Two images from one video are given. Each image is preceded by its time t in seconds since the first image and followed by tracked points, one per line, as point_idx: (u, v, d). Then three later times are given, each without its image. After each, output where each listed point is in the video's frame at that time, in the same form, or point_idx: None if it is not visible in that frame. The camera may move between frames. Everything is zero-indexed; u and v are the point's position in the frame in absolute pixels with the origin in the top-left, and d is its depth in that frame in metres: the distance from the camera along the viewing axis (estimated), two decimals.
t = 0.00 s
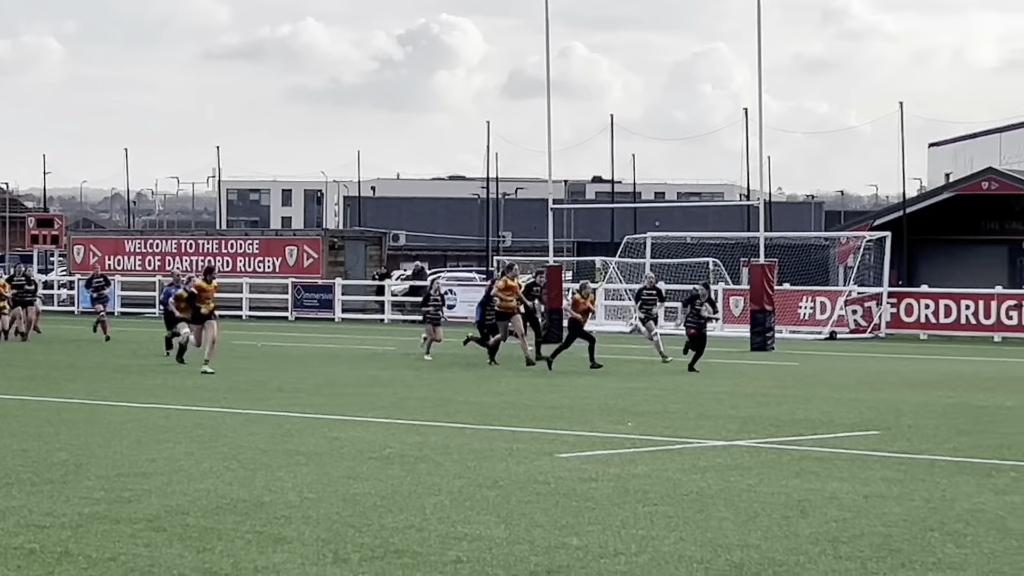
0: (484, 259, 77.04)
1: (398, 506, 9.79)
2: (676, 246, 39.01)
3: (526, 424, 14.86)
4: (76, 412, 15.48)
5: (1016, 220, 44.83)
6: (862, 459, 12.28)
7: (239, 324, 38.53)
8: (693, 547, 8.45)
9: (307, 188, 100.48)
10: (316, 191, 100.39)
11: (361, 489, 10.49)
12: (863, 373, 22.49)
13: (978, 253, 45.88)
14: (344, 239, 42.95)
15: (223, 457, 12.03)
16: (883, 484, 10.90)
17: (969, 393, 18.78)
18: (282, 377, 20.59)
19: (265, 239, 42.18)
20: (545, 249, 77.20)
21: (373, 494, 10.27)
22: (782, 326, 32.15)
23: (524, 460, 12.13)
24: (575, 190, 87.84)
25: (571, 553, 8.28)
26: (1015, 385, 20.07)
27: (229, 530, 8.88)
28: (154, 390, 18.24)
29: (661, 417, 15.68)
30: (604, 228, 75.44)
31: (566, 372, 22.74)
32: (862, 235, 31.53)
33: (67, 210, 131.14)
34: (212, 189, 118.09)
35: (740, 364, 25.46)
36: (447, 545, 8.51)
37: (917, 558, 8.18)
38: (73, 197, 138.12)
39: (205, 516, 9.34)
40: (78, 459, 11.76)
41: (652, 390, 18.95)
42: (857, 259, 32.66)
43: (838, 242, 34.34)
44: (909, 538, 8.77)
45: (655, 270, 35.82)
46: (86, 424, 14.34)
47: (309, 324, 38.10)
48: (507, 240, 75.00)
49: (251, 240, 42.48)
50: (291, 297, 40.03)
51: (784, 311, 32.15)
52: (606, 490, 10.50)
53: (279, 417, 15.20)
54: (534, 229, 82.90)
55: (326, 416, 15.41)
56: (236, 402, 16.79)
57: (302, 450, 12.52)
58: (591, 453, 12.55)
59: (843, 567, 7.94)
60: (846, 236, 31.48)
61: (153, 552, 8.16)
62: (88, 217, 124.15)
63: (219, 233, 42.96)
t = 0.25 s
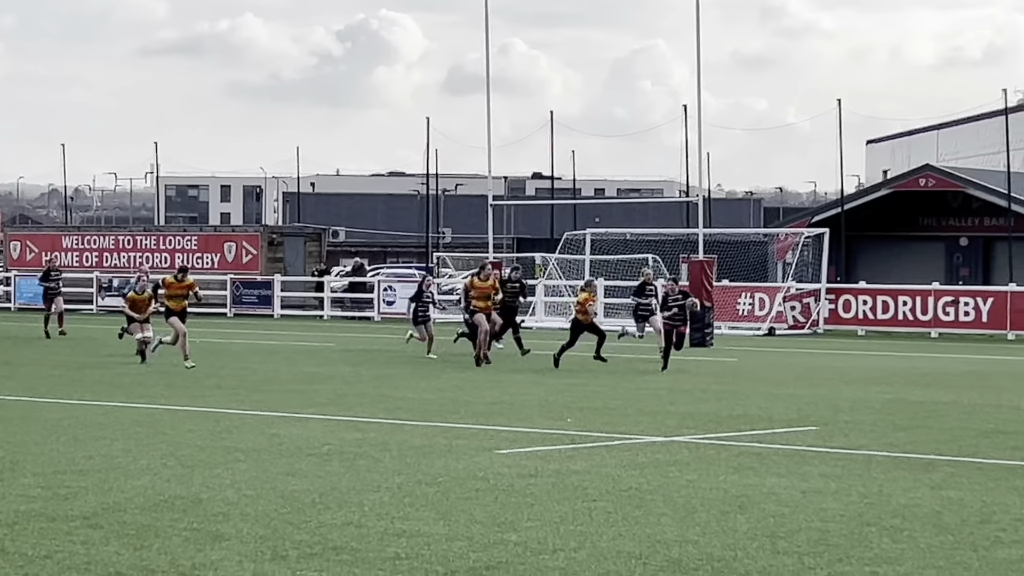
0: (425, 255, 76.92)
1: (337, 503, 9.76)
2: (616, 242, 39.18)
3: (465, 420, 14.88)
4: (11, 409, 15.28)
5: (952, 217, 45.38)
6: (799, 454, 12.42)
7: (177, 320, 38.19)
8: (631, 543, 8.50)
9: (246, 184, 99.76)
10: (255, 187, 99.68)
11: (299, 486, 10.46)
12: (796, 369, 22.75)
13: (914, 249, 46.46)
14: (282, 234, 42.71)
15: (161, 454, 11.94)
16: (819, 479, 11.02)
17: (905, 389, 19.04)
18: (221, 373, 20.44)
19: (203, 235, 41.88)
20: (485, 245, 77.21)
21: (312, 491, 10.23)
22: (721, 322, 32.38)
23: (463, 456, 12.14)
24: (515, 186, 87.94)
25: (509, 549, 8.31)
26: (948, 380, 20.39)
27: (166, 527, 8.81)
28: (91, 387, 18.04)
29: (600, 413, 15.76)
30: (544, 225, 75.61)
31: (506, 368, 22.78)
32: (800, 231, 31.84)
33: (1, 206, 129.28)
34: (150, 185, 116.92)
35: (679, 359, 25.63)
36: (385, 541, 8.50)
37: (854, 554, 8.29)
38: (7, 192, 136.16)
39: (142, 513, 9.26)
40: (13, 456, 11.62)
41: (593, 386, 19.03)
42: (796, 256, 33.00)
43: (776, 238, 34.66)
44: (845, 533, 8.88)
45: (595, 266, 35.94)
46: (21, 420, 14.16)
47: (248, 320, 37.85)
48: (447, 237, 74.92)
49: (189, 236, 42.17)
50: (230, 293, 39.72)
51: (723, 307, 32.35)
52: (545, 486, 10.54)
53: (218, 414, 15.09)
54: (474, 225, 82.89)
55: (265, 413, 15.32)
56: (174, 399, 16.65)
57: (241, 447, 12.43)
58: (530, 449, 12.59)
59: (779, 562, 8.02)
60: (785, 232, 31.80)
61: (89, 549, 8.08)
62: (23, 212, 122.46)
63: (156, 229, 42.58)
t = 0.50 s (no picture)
0: (365, 250, 76.69)
1: (275, 499, 9.72)
2: (557, 238, 39.27)
3: (406, 416, 14.86)
4: None
5: (890, 212, 45.96)
6: (737, 450, 12.54)
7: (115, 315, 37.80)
8: (569, 539, 8.55)
9: (185, 179, 98.90)
10: (195, 182, 98.84)
11: (238, 482, 10.40)
12: (736, 364, 22.96)
13: (852, 245, 47.07)
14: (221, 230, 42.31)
15: (98, 450, 11.82)
16: (757, 474, 11.14)
17: (843, 384, 19.28)
18: (159, 369, 20.27)
19: (142, 231, 41.36)
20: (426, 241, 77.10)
21: (250, 487, 10.18)
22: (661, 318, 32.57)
23: (403, 452, 12.14)
24: (456, 181, 87.91)
25: (448, 545, 8.31)
26: (884, 375, 20.66)
27: (103, 524, 8.73)
28: (27, 383, 17.82)
29: (540, 408, 15.81)
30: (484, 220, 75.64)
31: (446, 364, 22.78)
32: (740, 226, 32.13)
33: None
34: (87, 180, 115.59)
35: (620, 355, 25.76)
36: (324, 538, 8.48)
37: (790, 548, 8.39)
38: None
39: (78, 510, 9.17)
40: None
41: (533, 382, 19.08)
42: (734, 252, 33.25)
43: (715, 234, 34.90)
44: (782, 527, 8.98)
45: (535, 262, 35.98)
46: None
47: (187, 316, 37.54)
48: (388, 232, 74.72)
49: (128, 231, 41.65)
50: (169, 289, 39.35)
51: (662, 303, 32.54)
52: (485, 482, 10.56)
53: (156, 410, 14.97)
54: (414, 222, 82.75)
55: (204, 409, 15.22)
56: (112, 395, 16.49)
57: (180, 444, 12.33)
58: (470, 445, 12.61)
59: (717, 557, 8.10)
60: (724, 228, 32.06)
61: (24, 546, 7.99)
62: None
63: (94, 225, 42.02)
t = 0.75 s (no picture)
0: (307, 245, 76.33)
1: (215, 495, 9.67)
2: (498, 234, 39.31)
3: (346, 412, 14.83)
4: None
5: (829, 208, 46.43)
6: (677, 444, 12.64)
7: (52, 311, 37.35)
8: (509, 534, 8.58)
9: (126, 174, 97.87)
10: (135, 177, 97.86)
11: (178, 478, 10.33)
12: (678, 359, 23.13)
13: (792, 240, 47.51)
14: (161, 225, 41.91)
15: (35, 446, 11.69)
16: (696, 469, 11.24)
17: (783, 379, 19.49)
18: (98, 365, 20.07)
19: (81, 226, 40.82)
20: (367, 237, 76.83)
21: (189, 483, 10.12)
22: (602, 313, 32.70)
23: (344, 448, 12.11)
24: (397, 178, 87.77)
25: (388, 540, 8.32)
26: (821, 370, 20.93)
27: (39, 520, 8.65)
28: None
29: (482, 404, 15.84)
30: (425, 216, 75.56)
31: (388, 360, 22.76)
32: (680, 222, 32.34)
33: None
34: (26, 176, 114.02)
35: (562, 351, 25.85)
36: (263, 533, 8.45)
37: (729, 542, 8.49)
38: None
39: (14, 506, 9.07)
40: None
41: (474, 378, 19.12)
42: (675, 247, 33.45)
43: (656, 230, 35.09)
44: (721, 521, 9.08)
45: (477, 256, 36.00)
46: None
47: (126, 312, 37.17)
48: (329, 227, 74.38)
49: (67, 227, 41.11)
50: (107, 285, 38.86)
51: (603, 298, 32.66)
52: (425, 477, 10.57)
53: (95, 406, 14.82)
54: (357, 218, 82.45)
55: (143, 405, 15.08)
56: (50, 391, 16.30)
57: (118, 440, 12.22)
58: (410, 441, 12.61)
59: (655, 551, 8.17)
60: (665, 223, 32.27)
61: None
62: None
63: (32, 220, 41.45)
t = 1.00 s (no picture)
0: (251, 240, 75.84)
1: (157, 490, 9.61)
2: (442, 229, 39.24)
3: (290, 408, 14.76)
4: None
5: (772, 204, 46.79)
6: (621, 439, 12.70)
7: None
8: (453, 528, 8.60)
9: (67, 168, 96.67)
10: (76, 171, 96.70)
11: (119, 473, 10.24)
12: (620, 353, 23.24)
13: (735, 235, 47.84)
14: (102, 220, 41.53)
15: None
16: (639, 463, 11.31)
17: (726, 374, 19.65)
18: (39, 360, 19.82)
19: (22, 220, 40.48)
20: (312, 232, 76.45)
21: (131, 479, 10.04)
22: (545, 309, 32.75)
23: (287, 443, 12.07)
24: (341, 172, 87.43)
25: (331, 536, 8.32)
26: (763, 366, 21.12)
27: None
28: None
29: (426, 399, 15.82)
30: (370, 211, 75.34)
31: (333, 355, 22.67)
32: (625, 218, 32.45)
33: None
34: None
35: (507, 346, 25.88)
36: (206, 529, 8.41)
37: (672, 536, 8.56)
38: None
39: None
40: None
41: (418, 373, 19.11)
42: (619, 243, 33.56)
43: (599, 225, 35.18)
44: (664, 516, 9.16)
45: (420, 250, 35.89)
46: None
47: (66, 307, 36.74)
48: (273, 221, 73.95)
49: (8, 221, 40.78)
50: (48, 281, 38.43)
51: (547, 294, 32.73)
52: (368, 473, 10.56)
53: (34, 401, 14.65)
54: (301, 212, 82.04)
55: (83, 400, 14.93)
56: None
57: (58, 435, 12.09)
58: (354, 436, 12.58)
59: (599, 546, 8.22)
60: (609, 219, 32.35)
61: None
62: None
63: None
